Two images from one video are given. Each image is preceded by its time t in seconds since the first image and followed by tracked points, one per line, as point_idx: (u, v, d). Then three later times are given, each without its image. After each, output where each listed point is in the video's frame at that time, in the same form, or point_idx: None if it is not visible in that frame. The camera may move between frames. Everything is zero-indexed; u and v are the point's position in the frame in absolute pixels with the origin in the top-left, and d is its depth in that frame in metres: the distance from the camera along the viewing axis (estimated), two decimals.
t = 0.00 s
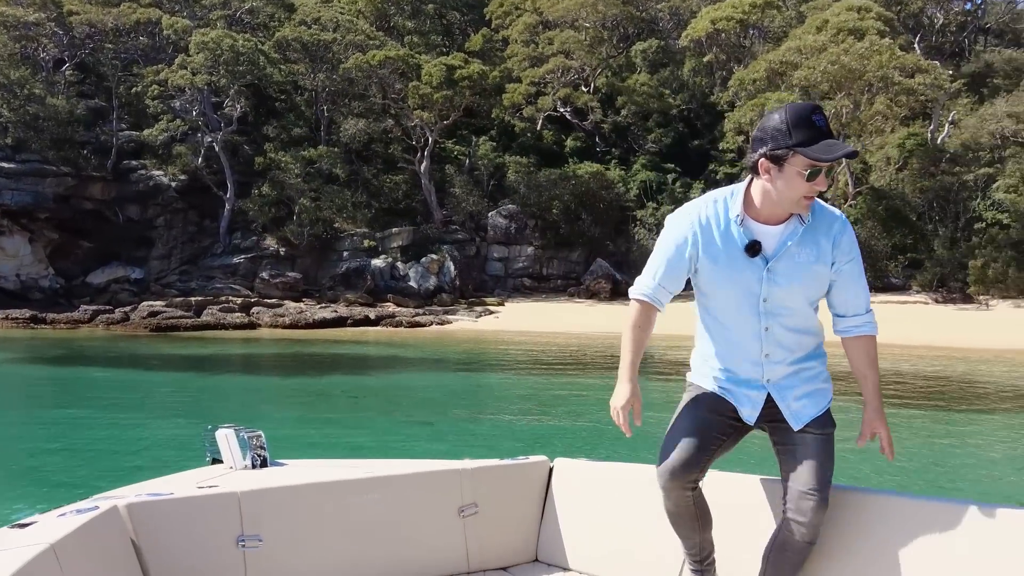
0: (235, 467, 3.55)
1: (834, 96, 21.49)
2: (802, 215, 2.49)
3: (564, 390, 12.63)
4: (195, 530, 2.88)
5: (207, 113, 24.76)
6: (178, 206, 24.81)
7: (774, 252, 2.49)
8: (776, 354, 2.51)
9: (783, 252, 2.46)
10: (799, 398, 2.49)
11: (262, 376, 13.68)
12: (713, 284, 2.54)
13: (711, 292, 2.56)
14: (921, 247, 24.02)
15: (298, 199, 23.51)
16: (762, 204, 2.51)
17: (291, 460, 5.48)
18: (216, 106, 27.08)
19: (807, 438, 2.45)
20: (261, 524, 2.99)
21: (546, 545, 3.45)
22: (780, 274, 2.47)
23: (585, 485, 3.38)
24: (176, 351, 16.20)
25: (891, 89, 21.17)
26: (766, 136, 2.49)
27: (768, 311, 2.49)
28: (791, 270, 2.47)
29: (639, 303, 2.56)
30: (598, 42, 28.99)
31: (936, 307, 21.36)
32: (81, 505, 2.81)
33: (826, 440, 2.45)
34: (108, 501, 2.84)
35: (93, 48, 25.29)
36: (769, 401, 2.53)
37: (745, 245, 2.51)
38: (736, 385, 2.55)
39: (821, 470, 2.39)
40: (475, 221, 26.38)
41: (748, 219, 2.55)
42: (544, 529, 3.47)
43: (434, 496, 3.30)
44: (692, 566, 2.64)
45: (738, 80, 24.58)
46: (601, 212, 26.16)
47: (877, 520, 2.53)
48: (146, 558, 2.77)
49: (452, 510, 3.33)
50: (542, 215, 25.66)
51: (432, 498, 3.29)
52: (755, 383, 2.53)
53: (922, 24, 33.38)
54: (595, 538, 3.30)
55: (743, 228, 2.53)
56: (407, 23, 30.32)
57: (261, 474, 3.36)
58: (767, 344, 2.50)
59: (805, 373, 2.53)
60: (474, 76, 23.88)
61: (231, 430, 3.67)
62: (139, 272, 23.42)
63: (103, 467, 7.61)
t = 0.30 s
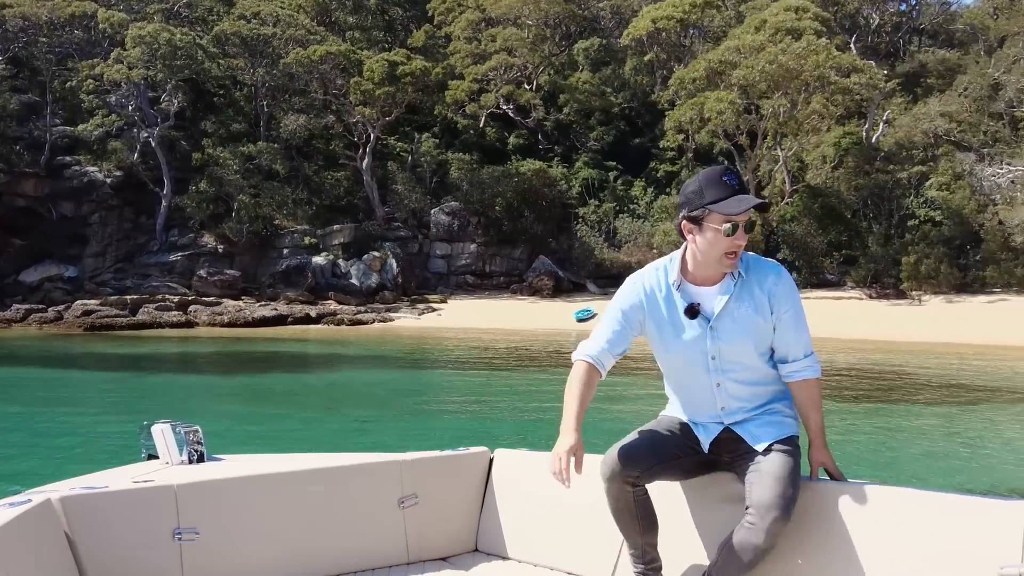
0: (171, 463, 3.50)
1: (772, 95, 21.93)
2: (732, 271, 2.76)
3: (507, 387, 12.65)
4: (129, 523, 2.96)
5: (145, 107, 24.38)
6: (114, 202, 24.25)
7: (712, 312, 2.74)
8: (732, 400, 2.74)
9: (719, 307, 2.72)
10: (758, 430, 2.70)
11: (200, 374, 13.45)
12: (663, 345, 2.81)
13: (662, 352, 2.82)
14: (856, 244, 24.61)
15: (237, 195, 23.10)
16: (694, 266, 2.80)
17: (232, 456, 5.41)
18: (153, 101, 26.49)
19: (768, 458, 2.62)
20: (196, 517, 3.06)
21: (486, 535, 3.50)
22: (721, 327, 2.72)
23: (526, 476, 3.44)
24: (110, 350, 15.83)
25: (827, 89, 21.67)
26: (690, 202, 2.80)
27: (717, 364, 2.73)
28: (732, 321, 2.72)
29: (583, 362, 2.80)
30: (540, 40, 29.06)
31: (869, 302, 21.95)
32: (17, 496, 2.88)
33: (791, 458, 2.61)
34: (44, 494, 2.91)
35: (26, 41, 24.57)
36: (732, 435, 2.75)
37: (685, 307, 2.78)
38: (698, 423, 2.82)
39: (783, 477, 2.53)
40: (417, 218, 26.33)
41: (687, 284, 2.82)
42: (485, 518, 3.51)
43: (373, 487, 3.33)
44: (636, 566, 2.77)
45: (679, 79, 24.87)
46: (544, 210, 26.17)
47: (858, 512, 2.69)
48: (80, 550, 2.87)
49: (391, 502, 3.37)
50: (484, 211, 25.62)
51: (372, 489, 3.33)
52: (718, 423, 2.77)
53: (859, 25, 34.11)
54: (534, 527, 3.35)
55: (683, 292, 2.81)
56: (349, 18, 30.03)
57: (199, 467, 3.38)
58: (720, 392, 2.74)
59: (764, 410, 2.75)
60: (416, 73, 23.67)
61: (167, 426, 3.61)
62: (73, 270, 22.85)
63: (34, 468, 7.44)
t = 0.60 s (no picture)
0: (92, 460, 3.42)
1: (702, 92, 22.39)
2: (669, 259, 2.85)
3: (442, 383, 12.64)
4: (49, 521, 2.88)
5: (69, 100, 23.66)
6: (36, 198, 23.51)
7: (653, 298, 2.81)
8: (674, 384, 2.81)
9: (660, 294, 2.80)
10: (695, 409, 2.76)
11: (126, 372, 13.11)
12: (610, 337, 2.83)
13: (609, 344, 2.85)
14: (783, 238, 25.19)
15: (164, 190, 22.58)
16: (633, 258, 2.87)
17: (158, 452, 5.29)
18: (76, 93, 25.73)
19: (702, 421, 2.69)
20: (119, 513, 3.00)
21: (415, 526, 3.52)
22: (664, 312, 2.80)
23: (457, 467, 3.46)
24: (29, 349, 15.30)
25: (755, 86, 22.24)
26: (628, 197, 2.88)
27: (661, 349, 2.80)
28: (672, 305, 2.81)
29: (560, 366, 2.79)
30: (473, 35, 29.10)
31: (797, 295, 22.55)
32: None
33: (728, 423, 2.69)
34: None
35: None
36: (672, 416, 2.80)
37: (628, 297, 2.83)
38: (639, 413, 2.84)
39: (721, 430, 2.61)
40: (350, 214, 26.16)
41: (628, 274, 2.89)
42: (415, 509, 3.54)
43: (301, 482, 3.33)
44: (568, 551, 2.74)
45: (611, 76, 25.17)
46: (478, 205, 26.22)
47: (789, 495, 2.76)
48: None
49: (320, 496, 3.37)
50: (418, 207, 25.47)
51: (300, 484, 3.32)
52: (658, 406, 2.82)
53: (786, 23, 34.95)
54: (465, 518, 3.38)
55: (623, 282, 2.86)
56: (280, 10, 29.61)
57: (121, 463, 3.30)
58: (663, 376, 2.80)
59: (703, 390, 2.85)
60: (348, 67, 23.42)
61: (89, 421, 3.51)
62: None
63: None
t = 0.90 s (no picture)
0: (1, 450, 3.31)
1: (628, 84, 22.67)
2: (593, 246, 2.96)
3: (370, 374, 12.56)
4: None
5: None
6: None
7: (579, 280, 2.90)
8: (595, 363, 2.90)
9: (586, 276, 2.90)
10: (620, 387, 2.86)
11: (40, 366, 12.67)
12: (534, 315, 2.89)
13: (533, 321, 2.90)
14: (708, 229, 25.70)
15: (82, 179, 21.86)
16: (560, 241, 2.95)
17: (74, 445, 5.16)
18: None
19: (633, 395, 2.79)
20: (28, 501, 2.88)
21: (334, 510, 3.51)
22: (589, 293, 2.89)
23: (378, 451, 3.48)
24: None
25: (680, 79, 22.63)
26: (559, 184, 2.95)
27: (584, 329, 2.89)
28: (597, 287, 2.91)
29: (486, 342, 2.81)
30: (401, 23, 28.86)
31: (721, 284, 23.12)
32: None
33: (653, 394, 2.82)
34: None
35: None
36: (594, 396, 2.88)
37: (555, 275, 2.90)
38: (562, 393, 2.89)
39: (660, 396, 2.73)
40: (276, 203, 25.74)
41: (553, 258, 2.96)
42: (335, 493, 3.53)
43: (217, 468, 3.25)
44: (488, 535, 2.82)
45: (539, 67, 25.28)
46: (406, 194, 26.05)
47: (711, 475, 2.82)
48: None
49: (236, 483, 3.30)
50: (346, 196, 25.18)
51: (216, 470, 3.25)
52: (581, 386, 2.89)
53: (711, 16, 35.54)
54: (385, 502, 3.41)
55: (549, 262, 2.94)
56: None
57: (28, 450, 3.16)
58: (586, 356, 2.88)
59: (620, 374, 2.95)
60: (273, 54, 22.95)
61: None
62: None
63: None
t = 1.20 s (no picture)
0: None
1: (572, 60, 22.74)
2: (549, 213, 3.07)
3: (314, 350, 12.53)
4: None
5: None
6: None
7: (531, 242, 3.01)
8: (540, 325, 3.01)
9: (538, 238, 3.00)
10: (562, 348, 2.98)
11: None
12: (485, 275, 3.00)
13: (482, 280, 3.02)
14: (652, 204, 25.95)
15: (13, 154, 21.23)
16: (517, 205, 3.06)
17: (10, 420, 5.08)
18: None
19: (569, 360, 2.91)
20: None
21: (277, 477, 3.59)
22: (540, 255, 3.00)
23: (320, 418, 3.56)
24: None
25: (623, 55, 22.82)
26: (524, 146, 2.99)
27: (532, 289, 3.00)
28: (548, 251, 3.02)
29: (433, 299, 2.92)
30: None
31: (664, 259, 23.52)
32: None
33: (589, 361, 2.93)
34: None
35: None
36: (535, 357, 2.99)
37: (508, 235, 3.01)
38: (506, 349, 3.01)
39: (593, 365, 2.86)
40: (216, 178, 25.31)
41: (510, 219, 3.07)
42: (275, 460, 3.60)
43: (158, 433, 3.27)
44: (433, 493, 2.95)
45: (482, 42, 25.22)
46: (350, 170, 25.83)
47: (643, 439, 2.85)
48: None
49: (174, 449, 3.32)
50: (288, 171, 24.86)
51: (156, 436, 3.27)
52: (524, 346, 2.99)
53: None
54: (328, 467, 3.50)
55: (504, 222, 3.05)
56: None
57: None
58: (532, 315, 2.99)
59: (564, 338, 3.06)
60: (211, 26, 22.45)
61: None
62: None
63: None
